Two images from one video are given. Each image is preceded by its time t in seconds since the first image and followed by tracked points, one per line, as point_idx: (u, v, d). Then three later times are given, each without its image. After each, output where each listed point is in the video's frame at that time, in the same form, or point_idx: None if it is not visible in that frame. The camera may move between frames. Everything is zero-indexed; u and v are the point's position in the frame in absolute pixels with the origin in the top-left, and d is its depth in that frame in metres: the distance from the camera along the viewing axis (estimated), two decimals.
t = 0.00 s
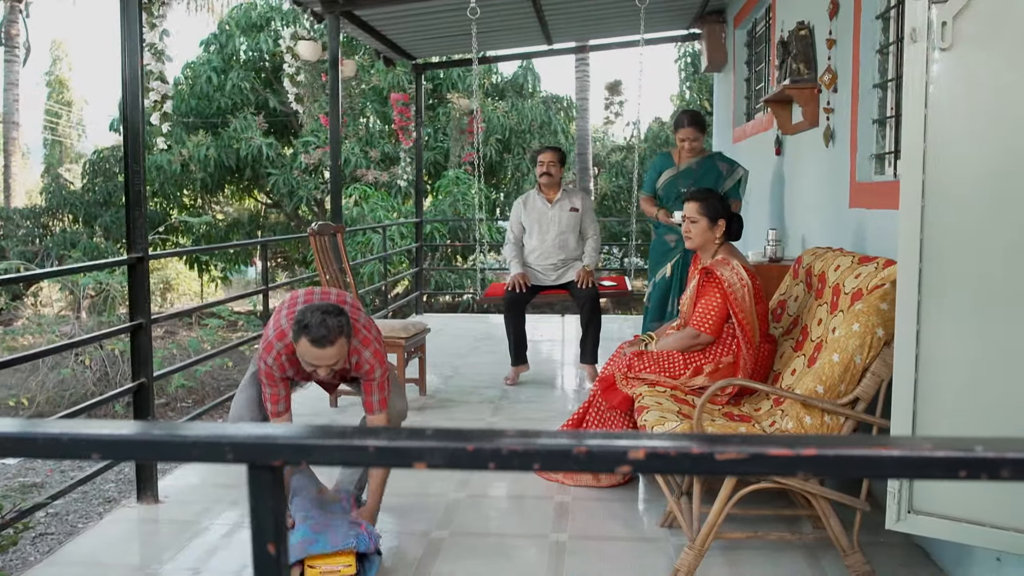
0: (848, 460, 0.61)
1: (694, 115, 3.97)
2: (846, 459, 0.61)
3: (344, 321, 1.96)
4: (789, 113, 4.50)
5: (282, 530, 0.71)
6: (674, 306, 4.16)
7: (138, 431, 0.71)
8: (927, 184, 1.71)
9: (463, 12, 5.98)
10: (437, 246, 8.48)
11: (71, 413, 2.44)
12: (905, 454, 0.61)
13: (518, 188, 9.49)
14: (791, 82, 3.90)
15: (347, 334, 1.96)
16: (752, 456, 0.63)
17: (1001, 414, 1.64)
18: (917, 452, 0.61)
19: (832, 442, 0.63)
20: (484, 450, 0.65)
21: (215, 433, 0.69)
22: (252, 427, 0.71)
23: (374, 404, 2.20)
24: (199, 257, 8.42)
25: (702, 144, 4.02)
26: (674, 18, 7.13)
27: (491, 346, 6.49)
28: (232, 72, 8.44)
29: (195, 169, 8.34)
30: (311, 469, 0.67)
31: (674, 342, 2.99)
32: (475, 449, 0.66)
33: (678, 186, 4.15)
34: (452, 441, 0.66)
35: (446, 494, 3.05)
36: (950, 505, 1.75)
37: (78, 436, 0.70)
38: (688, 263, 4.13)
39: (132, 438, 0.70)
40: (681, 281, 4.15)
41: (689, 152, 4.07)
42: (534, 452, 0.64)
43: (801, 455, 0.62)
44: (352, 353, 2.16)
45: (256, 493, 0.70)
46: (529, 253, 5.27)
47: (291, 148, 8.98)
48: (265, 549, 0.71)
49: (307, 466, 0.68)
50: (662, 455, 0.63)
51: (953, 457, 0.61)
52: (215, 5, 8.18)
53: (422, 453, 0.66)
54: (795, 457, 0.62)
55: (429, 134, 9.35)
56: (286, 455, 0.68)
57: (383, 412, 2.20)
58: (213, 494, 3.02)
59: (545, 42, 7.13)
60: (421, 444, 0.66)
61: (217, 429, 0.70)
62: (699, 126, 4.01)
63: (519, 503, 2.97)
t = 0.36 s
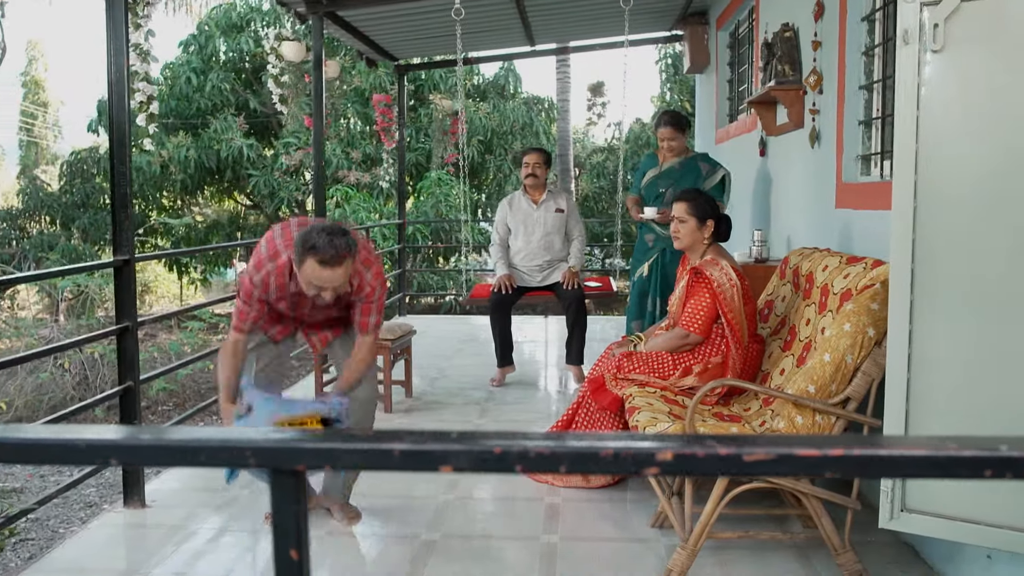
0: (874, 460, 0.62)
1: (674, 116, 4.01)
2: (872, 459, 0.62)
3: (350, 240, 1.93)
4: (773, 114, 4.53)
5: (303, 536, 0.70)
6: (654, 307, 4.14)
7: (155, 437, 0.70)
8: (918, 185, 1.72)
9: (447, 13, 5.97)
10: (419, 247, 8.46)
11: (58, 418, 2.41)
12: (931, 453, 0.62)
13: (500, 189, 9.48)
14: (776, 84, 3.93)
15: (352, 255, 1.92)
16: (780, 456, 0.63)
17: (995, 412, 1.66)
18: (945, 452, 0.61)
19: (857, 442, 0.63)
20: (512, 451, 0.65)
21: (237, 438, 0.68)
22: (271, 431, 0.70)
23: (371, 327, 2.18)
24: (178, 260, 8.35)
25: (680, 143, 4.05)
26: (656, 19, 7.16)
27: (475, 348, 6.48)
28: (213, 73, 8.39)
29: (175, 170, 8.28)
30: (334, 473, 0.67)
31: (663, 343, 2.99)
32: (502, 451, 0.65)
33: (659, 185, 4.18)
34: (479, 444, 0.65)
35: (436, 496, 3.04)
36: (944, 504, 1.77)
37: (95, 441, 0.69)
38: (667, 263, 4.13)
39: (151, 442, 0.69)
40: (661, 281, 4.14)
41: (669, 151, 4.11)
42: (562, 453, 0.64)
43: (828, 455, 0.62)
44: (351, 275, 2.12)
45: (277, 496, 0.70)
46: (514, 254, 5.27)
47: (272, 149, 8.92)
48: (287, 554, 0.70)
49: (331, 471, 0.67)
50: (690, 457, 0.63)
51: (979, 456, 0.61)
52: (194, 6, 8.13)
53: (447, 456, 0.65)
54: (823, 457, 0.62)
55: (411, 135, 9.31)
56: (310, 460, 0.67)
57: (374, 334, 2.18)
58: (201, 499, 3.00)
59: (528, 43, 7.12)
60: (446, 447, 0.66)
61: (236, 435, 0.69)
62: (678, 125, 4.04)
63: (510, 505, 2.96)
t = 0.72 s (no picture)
0: (891, 467, 0.62)
1: (645, 123, 4.01)
2: (889, 466, 0.62)
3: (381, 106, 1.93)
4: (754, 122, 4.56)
5: (318, 547, 0.69)
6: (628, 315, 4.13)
7: (164, 447, 0.68)
8: (907, 192, 1.73)
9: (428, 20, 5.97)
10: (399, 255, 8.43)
11: (40, 429, 2.37)
12: (947, 458, 0.61)
13: (479, 196, 9.48)
14: (758, 91, 3.97)
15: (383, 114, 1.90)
16: (797, 463, 0.62)
17: (986, 412, 1.71)
18: (961, 456, 0.61)
19: (872, 448, 0.63)
20: (530, 461, 0.64)
21: (248, 448, 0.67)
22: (282, 441, 0.68)
23: (391, 237, 2.06)
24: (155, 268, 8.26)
25: (650, 149, 4.04)
26: (636, 26, 7.21)
27: (457, 356, 6.47)
28: (190, 80, 8.32)
29: (152, 177, 8.20)
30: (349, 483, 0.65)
31: (649, 349, 2.99)
32: (520, 460, 0.64)
33: (630, 193, 4.19)
34: (496, 452, 0.64)
35: (423, 505, 3.02)
36: (934, 508, 1.78)
37: (106, 453, 0.67)
38: (639, 271, 4.13)
39: (160, 454, 0.67)
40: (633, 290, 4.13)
41: (641, 158, 4.11)
42: (579, 462, 0.63)
43: (845, 462, 0.62)
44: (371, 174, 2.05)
45: (291, 507, 0.68)
46: (497, 261, 5.26)
47: (250, 157, 8.87)
48: (302, 566, 0.69)
49: (346, 480, 0.66)
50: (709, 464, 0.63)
51: (995, 461, 0.61)
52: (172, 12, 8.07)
53: (464, 465, 0.64)
54: (840, 464, 0.62)
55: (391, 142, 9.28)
56: (326, 470, 0.65)
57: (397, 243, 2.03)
58: (184, 510, 2.96)
59: (508, 50, 7.14)
60: (462, 456, 0.64)
61: (247, 444, 0.67)
62: (650, 131, 4.04)
63: (497, 513, 2.95)
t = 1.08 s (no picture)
0: (899, 476, 0.62)
1: (600, 136, 4.04)
2: (897, 475, 0.62)
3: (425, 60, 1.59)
4: (733, 134, 4.61)
5: (326, 564, 0.68)
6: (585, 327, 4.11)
7: (172, 460, 0.67)
8: (890, 204, 1.76)
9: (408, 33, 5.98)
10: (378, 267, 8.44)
11: (19, 445, 2.33)
12: (953, 467, 0.62)
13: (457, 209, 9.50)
14: (737, 104, 4.01)
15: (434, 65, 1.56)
16: (805, 473, 0.63)
17: (968, 422, 1.73)
18: (967, 465, 0.62)
19: (879, 458, 0.63)
20: (542, 473, 0.64)
21: (256, 463, 0.66)
22: (291, 456, 0.67)
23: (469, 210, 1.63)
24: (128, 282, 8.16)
25: (604, 160, 4.05)
26: (614, 40, 7.27)
27: (436, 368, 6.45)
28: (166, 92, 8.26)
29: (128, 191, 8.11)
30: (359, 498, 0.64)
31: (632, 360, 3.00)
32: (531, 473, 0.64)
33: (584, 205, 4.16)
34: (508, 464, 0.64)
35: (408, 518, 3.00)
36: (919, 518, 1.79)
37: (113, 469, 0.66)
38: (591, 283, 4.09)
39: (167, 469, 0.66)
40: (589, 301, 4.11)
41: (595, 170, 4.12)
42: (591, 473, 0.63)
43: (853, 471, 0.62)
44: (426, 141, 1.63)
45: (300, 523, 0.67)
46: (477, 273, 5.25)
47: (226, 169, 8.82)
48: None
49: (356, 496, 0.65)
50: (720, 475, 0.63)
51: (1000, 469, 0.62)
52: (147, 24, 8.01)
53: (476, 477, 0.64)
54: (847, 473, 0.62)
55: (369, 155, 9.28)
56: (338, 484, 0.65)
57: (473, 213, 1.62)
58: (165, 526, 2.92)
59: (486, 64, 7.16)
60: (473, 469, 0.64)
61: (257, 461, 0.66)
62: (605, 145, 4.06)
63: (481, 526, 2.93)
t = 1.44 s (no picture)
0: (905, 476, 0.63)
1: (552, 135, 3.67)
2: (903, 475, 0.63)
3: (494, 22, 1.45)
4: (713, 137, 4.64)
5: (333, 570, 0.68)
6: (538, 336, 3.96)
7: (176, 465, 0.66)
8: (875, 204, 1.79)
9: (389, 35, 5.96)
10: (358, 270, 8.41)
11: None
12: (959, 466, 0.63)
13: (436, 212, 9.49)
14: (718, 107, 4.04)
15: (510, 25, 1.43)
16: (813, 474, 0.63)
17: (952, 423, 1.75)
18: (973, 464, 0.62)
19: (886, 458, 0.64)
20: (552, 476, 0.64)
21: (263, 467, 0.65)
22: (299, 459, 0.67)
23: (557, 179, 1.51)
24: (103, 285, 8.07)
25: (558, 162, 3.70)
26: (593, 42, 7.29)
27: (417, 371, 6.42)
28: (143, 94, 8.20)
29: (104, 193, 8.03)
30: (368, 501, 0.64)
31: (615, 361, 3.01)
32: (540, 475, 0.64)
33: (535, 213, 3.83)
34: (518, 466, 0.64)
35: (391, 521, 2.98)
36: (904, 516, 1.81)
37: (118, 474, 0.65)
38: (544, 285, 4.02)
39: (172, 474, 0.65)
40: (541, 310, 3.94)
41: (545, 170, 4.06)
42: (601, 475, 0.63)
43: (860, 471, 0.63)
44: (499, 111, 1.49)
45: (308, 527, 0.67)
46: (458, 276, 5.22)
47: (203, 172, 8.74)
48: None
49: (364, 500, 0.64)
50: (728, 476, 0.63)
51: (1004, 468, 0.62)
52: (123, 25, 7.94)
53: (486, 480, 0.64)
54: (853, 472, 0.63)
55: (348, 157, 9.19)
56: (346, 488, 0.64)
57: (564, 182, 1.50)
58: (147, 532, 2.89)
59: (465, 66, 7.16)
60: (483, 471, 0.64)
61: (264, 465, 0.66)
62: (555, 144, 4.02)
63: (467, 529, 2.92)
